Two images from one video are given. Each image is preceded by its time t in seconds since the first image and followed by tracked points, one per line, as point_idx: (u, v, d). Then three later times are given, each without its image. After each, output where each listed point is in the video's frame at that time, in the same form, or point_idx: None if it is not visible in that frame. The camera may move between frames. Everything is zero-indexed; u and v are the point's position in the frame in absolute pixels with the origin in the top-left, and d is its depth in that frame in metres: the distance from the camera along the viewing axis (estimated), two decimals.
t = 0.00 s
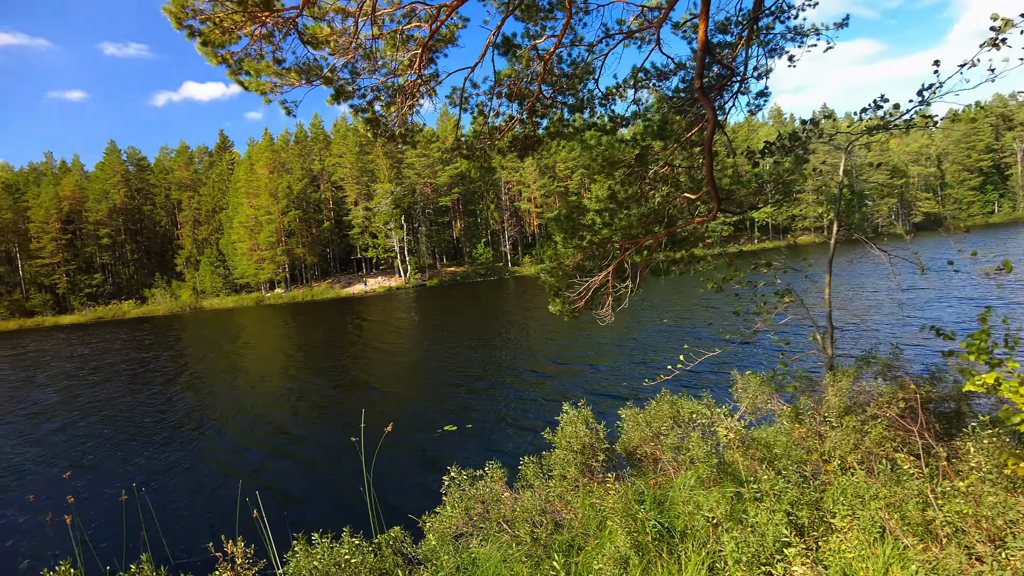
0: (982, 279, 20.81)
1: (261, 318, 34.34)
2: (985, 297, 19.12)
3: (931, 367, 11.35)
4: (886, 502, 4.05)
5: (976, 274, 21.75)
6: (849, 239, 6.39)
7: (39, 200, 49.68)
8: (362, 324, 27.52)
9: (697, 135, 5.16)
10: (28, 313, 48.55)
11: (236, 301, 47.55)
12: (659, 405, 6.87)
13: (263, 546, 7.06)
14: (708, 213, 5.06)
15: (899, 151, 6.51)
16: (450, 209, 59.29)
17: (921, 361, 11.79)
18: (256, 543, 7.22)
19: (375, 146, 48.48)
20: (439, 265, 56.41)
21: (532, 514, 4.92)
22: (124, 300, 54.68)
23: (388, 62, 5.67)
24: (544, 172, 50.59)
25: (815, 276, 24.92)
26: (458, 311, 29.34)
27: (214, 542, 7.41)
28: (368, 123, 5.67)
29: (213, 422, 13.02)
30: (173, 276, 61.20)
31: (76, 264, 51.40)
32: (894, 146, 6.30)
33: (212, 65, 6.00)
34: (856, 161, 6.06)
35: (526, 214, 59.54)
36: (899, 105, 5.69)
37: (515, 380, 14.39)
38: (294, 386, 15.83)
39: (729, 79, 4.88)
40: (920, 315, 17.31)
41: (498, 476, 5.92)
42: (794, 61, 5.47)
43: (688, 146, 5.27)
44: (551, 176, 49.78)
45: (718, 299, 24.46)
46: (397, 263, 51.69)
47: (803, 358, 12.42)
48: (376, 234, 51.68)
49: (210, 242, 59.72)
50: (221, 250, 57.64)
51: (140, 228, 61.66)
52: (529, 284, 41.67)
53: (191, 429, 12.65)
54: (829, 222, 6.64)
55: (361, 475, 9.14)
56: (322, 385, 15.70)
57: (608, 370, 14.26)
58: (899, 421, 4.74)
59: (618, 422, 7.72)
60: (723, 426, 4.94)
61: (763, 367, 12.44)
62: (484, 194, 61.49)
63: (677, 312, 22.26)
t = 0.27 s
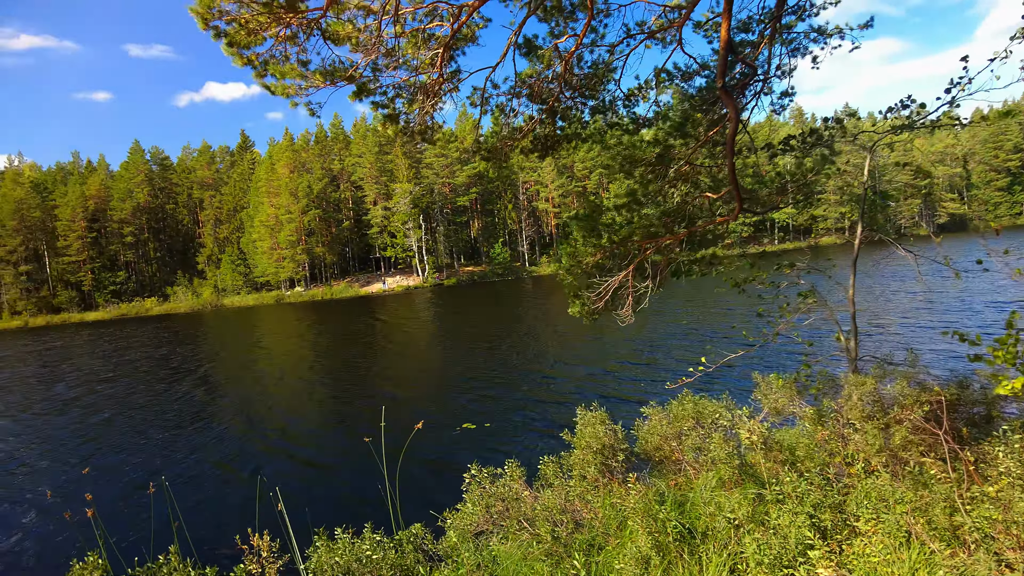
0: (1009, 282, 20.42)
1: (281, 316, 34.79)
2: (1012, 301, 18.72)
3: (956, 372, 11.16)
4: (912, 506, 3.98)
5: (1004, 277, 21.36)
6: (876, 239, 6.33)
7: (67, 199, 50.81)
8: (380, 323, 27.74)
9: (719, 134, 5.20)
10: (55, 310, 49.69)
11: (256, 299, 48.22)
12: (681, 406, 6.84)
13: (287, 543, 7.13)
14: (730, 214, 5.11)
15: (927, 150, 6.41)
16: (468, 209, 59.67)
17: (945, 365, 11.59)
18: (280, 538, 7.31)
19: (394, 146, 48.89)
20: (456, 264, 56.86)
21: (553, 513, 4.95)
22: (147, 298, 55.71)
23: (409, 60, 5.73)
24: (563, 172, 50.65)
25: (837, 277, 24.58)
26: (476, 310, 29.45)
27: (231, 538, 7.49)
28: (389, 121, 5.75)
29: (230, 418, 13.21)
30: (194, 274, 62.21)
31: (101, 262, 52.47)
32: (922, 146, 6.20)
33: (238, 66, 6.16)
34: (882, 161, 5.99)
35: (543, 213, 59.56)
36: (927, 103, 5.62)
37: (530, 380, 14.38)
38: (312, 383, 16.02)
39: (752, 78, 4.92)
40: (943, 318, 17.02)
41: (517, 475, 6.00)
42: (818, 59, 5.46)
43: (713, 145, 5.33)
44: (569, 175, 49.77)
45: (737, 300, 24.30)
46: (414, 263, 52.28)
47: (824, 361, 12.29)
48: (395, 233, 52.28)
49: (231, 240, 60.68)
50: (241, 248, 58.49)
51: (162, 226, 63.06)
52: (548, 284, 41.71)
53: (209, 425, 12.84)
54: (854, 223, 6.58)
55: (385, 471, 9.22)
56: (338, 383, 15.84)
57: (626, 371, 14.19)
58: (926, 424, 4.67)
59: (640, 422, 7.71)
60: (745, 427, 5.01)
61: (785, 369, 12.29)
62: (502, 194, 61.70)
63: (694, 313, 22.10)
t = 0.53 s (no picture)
0: None
1: (302, 314, 35.22)
2: None
3: (984, 376, 10.92)
4: (942, 511, 3.88)
5: None
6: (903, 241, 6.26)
7: (94, 198, 52.05)
8: (399, 322, 27.92)
9: (742, 134, 5.34)
10: (81, 306, 50.95)
11: (277, 298, 48.89)
12: (703, 407, 6.80)
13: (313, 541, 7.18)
14: (755, 214, 5.19)
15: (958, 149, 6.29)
16: (486, 209, 60.03)
17: (972, 369, 11.36)
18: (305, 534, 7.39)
19: (414, 147, 49.44)
20: (475, 264, 57.26)
21: (575, 513, 4.97)
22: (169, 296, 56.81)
23: (434, 60, 6.08)
24: (581, 172, 50.75)
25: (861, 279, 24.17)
26: (494, 310, 29.52)
27: (248, 534, 7.56)
28: (414, 119, 6.08)
29: (248, 415, 13.39)
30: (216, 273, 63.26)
31: (125, 260, 53.63)
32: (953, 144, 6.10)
33: (260, 62, 6.24)
34: (910, 160, 5.91)
35: (561, 214, 59.65)
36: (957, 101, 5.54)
37: (545, 381, 14.34)
38: (331, 380, 16.21)
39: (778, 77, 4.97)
40: (969, 321, 16.67)
41: (540, 474, 6.06)
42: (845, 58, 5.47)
43: (736, 143, 5.43)
44: (587, 176, 49.81)
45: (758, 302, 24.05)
46: (433, 262, 52.83)
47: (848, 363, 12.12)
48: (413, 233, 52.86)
49: (252, 239, 61.62)
50: (263, 247, 59.32)
51: (186, 225, 62.86)
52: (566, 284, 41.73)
53: (228, 421, 13.04)
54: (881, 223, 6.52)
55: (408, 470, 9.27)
56: (354, 381, 15.95)
57: (645, 372, 14.09)
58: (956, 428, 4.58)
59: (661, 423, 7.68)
60: (769, 431, 5.13)
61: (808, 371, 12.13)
62: (520, 194, 61.90)
63: (713, 315, 21.89)
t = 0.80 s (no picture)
0: None
1: (321, 313, 35.70)
2: None
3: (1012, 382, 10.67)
4: (970, 520, 3.78)
5: None
6: (929, 242, 6.20)
7: (116, 198, 53.09)
8: (416, 322, 28.05)
9: (764, 135, 5.38)
10: (104, 304, 52.02)
11: (295, 296, 49.39)
12: (722, 410, 6.75)
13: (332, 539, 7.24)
14: (776, 216, 5.25)
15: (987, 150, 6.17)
16: (504, 209, 60.34)
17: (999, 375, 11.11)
18: (323, 532, 7.46)
19: (433, 148, 49.84)
20: (492, 264, 57.57)
21: (593, 515, 4.97)
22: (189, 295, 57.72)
23: (454, 60, 6.32)
24: (600, 172, 50.77)
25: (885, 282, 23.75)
26: (511, 311, 29.53)
27: (264, 531, 7.64)
28: (437, 122, 6.43)
29: (264, 413, 13.55)
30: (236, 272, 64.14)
31: (147, 259, 54.60)
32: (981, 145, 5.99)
33: (279, 58, 6.39)
34: (937, 161, 5.82)
35: (579, 215, 59.73)
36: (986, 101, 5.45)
37: (559, 382, 14.30)
38: (348, 379, 16.38)
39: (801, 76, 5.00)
40: (994, 326, 16.31)
41: (557, 475, 6.05)
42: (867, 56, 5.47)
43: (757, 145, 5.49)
44: (606, 176, 49.80)
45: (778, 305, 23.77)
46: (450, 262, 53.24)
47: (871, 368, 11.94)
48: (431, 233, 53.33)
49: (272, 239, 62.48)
50: (282, 247, 60.15)
51: (207, 224, 63.94)
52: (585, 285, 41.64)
53: (245, 419, 13.21)
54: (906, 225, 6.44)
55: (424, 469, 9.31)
56: (368, 380, 16.04)
57: (662, 375, 14.01)
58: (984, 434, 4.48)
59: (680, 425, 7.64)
60: (791, 433, 5.03)
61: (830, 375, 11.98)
62: (537, 194, 61.97)
63: (730, 317, 21.69)
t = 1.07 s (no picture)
0: None
1: (340, 315, 36.17)
2: None
3: None
4: (1000, 533, 3.61)
5: None
6: (954, 247, 6.06)
7: (140, 200, 54.27)
8: (433, 324, 28.15)
9: (784, 137, 5.33)
10: (128, 304, 53.22)
11: (315, 298, 50.01)
12: (742, 417, 6.65)
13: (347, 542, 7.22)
14: (797, 219, 5.24)
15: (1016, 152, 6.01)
16: (522, 212, 60.63)
17: None
18: (337, 535, 7.43)
19: (451, 150, 50.12)
20: (510, 267, 57.88)
21: (608, 525, 4.93)
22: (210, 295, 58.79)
23: (472, 65, 6.37)
24: (618, 173, 50.72)
25: (912, 288, 23.15)
26: (528, 313, 29.48)
27: (277, 533, 7.66)
28: (453, 127, 6.46)
29: (279, 414, 13.70)
30: (254, 272, 64.94)
31: (169, 261, 55.72)
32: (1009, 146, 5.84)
33: (296, 60, 6.38)
34: (965, 164, 5.68)
35: (597, 217, 59.73)
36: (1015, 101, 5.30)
37: (573, 386, 14.20)
38: (362, 380, 16.52)
39: (823, 78, 4.95)
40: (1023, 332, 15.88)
41: (572, 482, 6.00)
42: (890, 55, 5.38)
43: (776, 148, 5.46)
44: (625, 178, 49.75)
45: (800, 309, 23.33)
46: (468, 264, 53.62)
47: (895, 374, 11.69)
48: (449, 235, 53.77)
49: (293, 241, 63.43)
50: (303, 249, 61.07)
51: (228, 227, 65.04)
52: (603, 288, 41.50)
53: (261, 419, 13.38)
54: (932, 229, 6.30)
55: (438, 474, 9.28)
56: (383, 382, 16.12)
57: (679, 380, 13.82)
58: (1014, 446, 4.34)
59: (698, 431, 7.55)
60: (811, 441, 4.93)
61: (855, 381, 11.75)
62: (554, 196, 62.06)
63: (749, 322, 21.36)
